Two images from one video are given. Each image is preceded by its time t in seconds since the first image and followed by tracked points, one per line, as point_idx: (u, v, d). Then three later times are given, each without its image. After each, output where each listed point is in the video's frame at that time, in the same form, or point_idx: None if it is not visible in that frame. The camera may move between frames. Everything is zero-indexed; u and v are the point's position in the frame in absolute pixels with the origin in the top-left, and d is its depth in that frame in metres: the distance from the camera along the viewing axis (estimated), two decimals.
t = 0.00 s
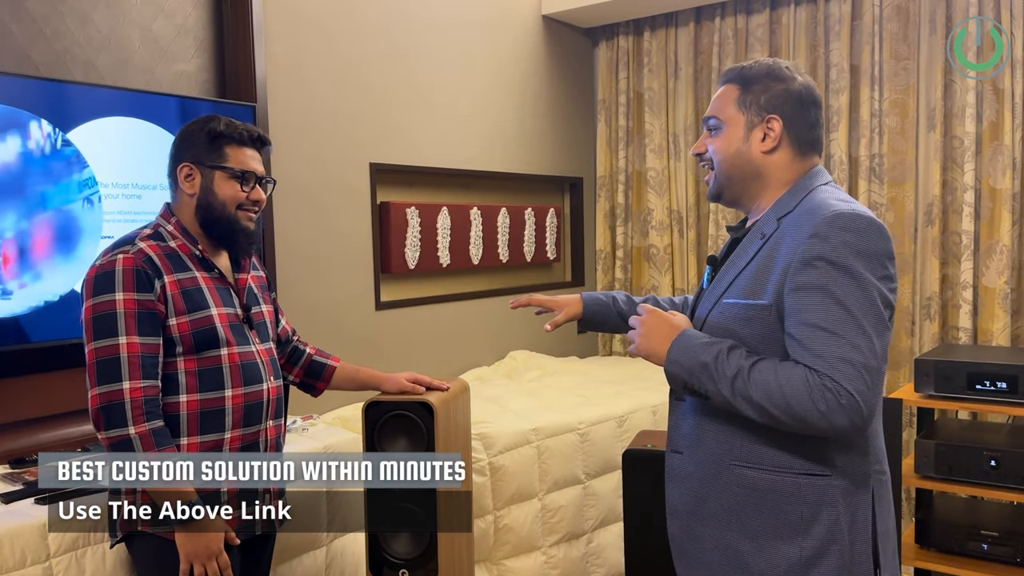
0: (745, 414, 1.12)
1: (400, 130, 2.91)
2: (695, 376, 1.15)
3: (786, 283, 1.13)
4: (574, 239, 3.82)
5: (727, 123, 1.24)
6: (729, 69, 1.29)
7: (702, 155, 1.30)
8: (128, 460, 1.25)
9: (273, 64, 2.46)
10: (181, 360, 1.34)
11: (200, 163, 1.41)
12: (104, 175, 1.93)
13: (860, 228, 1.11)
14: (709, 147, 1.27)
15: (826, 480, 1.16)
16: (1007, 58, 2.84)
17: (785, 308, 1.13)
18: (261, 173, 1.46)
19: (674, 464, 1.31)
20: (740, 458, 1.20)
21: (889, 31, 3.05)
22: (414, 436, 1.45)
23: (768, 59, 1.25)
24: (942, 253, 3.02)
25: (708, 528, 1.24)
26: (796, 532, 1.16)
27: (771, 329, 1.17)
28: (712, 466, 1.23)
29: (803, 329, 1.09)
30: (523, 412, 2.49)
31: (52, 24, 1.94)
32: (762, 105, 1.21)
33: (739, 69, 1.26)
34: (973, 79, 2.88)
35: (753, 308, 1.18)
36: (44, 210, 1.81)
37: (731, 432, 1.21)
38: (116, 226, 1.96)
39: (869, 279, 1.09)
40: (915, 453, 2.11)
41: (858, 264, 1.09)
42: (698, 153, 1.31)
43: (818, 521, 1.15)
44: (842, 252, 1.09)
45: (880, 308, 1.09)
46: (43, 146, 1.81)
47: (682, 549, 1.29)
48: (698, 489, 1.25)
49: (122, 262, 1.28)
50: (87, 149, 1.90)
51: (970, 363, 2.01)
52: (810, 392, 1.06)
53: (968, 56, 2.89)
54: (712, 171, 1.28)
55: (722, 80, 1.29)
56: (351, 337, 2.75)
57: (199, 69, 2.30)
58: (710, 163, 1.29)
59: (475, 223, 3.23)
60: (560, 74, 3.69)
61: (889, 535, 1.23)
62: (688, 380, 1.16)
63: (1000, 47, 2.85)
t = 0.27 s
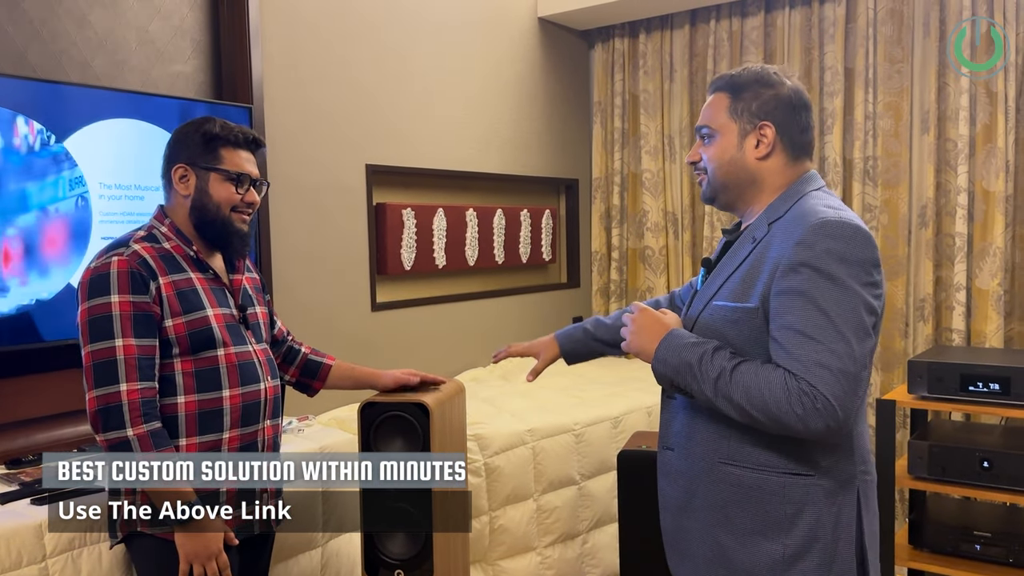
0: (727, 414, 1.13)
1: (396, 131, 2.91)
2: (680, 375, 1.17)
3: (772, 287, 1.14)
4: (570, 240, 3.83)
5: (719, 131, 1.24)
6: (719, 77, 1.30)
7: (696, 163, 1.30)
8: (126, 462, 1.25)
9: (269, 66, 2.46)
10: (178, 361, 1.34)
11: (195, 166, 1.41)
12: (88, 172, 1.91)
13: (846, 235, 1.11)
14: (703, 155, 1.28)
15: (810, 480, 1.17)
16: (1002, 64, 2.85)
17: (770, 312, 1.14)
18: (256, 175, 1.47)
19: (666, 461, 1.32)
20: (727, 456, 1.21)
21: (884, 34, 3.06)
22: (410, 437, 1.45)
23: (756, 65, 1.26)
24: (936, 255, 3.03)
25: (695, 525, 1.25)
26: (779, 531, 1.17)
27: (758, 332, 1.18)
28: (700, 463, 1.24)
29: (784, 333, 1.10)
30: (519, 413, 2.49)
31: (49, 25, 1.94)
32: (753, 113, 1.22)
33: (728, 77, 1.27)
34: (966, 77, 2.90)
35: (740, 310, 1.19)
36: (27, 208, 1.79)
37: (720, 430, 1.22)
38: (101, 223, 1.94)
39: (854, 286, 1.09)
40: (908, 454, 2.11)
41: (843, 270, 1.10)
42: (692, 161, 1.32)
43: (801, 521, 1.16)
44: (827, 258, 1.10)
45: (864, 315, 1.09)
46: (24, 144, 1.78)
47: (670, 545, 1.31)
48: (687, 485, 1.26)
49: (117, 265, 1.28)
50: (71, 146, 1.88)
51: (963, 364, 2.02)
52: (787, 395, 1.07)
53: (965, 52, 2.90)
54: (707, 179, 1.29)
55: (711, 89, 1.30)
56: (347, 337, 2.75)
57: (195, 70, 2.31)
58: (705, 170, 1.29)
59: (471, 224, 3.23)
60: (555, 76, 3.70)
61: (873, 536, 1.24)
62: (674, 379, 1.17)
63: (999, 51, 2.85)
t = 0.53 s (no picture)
0: (706, 411, 1.16)
1: (395, 132, 2.92)
2: (662, 374, 1.21)
3: (749, 287, 1.16)
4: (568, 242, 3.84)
5: (709, 135, 1.25)
6: (707, 81, 1.30)
7: (688, 167, 1.31)
8: (133, 462, 1.25)
9: (269, 66, 2.47)
10: (182, 360, 1.35)
11: (194, 165, 1.41)
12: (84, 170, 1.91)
13: (819, 234, 1.11)
14: (694, 159, 1.29)
15: (794, 476, 1.18)
16: (999, 68, 2.86)
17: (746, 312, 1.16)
18: (254, 175, 1.48)
19: (660, 457, 1.34)
20: (714, 452, 1.23)
21: (882, 36, 3.08)
22: (410, 437, 1.46)
23: (743, 69, 1.27)
24: (934, 256, 3.04)
25: (686, 520, 1.27)
26: (764, 526, 1.19)
27: (740, 331, 1.20)
28: (690, 459, 1.26)
29: (757, 332, 1.12)
30: (518, 413, 2.50)
31: (50, 26, 1.94)
32: (742, 117, 1.23)
33: (715, 81, 1.28)
34: (963, 76, 2.91)
35: (722, 311, 1.21)
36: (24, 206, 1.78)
37: (709, 427, 1.24)
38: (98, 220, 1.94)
39: (826, 286, 1.10)
40: (906, 455, 2.12)
41: (815, 271, 1.10)
42: (684, 165, 1.33)
43: (785, 517, 1.17)
44: (798, 260, 1.11)
45: (837, 314, 1.09)
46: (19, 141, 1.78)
47: (665, 540, 1.33)
48: (678, 481, 1.29)
49: (119, 266, 1.29)
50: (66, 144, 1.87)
51: (960, 365, 2.03)
52: (757, 393, 1.09)
53: (964, 51, 2.91)
54: (699, 183, 1.30)
55: (700, 93, 1.31)
56: (347, 338, 2.76)
57: (196, 71, 2.31)
58: (697, 174, 1.30)
59: (470, 224, 3.24)
60: (555, 77, 3.71)
61: (866, 533, 1.23)
62: (656, 377, 1.21)
63: (997, 54, 2.86)
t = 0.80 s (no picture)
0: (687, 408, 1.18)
1: (394, 132, 2.92)
2: (647, 372, 1.22)
3: (730, 287, 1.17)
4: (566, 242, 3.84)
5: (705, 133, 1.26)
6: (704, 79, 1.30)
7: (682, 164, 1.32)
8: (135, 461, 1.26)
9: (269, 66, 2.47)
10: (184, 360, 1.35)
11: (194, 164, 1.42)
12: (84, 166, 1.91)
13: (797, 233, 1.11)
14: (689, 156, 1.29)
15: (775, 473, 1.19)
16: (997, 70, 2.87)
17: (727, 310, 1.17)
18: (253, 172, 1.48)
19: (650, 453, 1.36)
20: (699, 449, 1.25)
21: (879, 37, 3.08)
22: (409, 436, 1.46)
23: (739, 68, 1.28)
24: (931, 257, 3.05)
25: (673, 515, 1.29)
26: (746, 522, 1.20)
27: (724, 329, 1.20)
28: (677, 455, 1.28)
29: (734, 330, 1.13)
30: (516, 413, 2.50)
31: (50, 26, 1.95)
32: (738, 115, 1.23)
33: (714, 79, 1.28)
34: (960, 75, 2.92)
35: (705, 309, 1.22)
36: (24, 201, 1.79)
37: (695, 424, 1.26)
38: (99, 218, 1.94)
39: (803, 285, 1.10)
40: (903, 455, 2.13)
41: (792, 270, 1.10)
42: (679, 162, 1.33)
43: (766, 513, 1.19)
44: (775, 259, 1.11)
45: (813, 313, 1.09)
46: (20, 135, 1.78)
47: (654, 534, 1.35)
48: (666, 476, 1.30)
49: (121, 265, 1.29)
50: (67, 139, 1.88)
51: (958, 366, 2.04)
52: (732, 391, 1.10)
53: (963, 49, 2.92)
54: (694, 180, 1.31)
55: (696, 91, 1.31)
56: (346, 337, 2.76)
57: (195, 71, 2.32)
58: (692, 172, 1.31)
59: (469, 224, 3.25)
60: (554, 77, 3.72)
61: (853, 532, 1.23)
62: (642, 375, 1.23)
63: (995, 57, 2.87)
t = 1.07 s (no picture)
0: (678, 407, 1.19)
1: (394, 132, 2.93)
2: (640, 371, 1.24)
3: (721, 288, 1.17)
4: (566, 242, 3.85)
5: (695, 139, 1.27)
6: (689, 86, 1.31)
7: (679, 172, 1.33)
8: (134, 459, 1.26)
9: (269, 66, 2.48)
10: (184, 359, 1.35)
11: (195, 163, 1.42)
12: (84, 165, 1.91)
13: (786, 235, 1.12)
14: (684, 164, 1.30)
15: (766, 473, 1.20)
16: (996, 71, 2.87)
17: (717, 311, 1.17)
18: (255, 170, 1.49)
19: (647, 450, 1.37)
20: (692, 448, 1.25)
21: (879, 37, 3.09)
22: (409, 435, 1.47)
23: (723, 71, 1.28)
24: (930, 257, 3.06)
25: (668, 512, 1.30)
26: (738, 520, 1.21)
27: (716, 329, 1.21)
28: (670, 453, 1.29)
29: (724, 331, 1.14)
30: (516, 412, 2.51)
31: (51, 25, 1.95)
32: (724, 119, 1.24)
33: (696, 86, 1.29)
34: (958, 74, 2.92)
35: (697, 309, 1.23)
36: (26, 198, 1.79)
37: (689, 423, 1.26)
38: (99, 217, 1.94)
39: (792, 287, 1.10)
40: (902, 454, 2.13)
41: (781, 272, 1.11)
42: (675, 170, 1.34)
43: (757, 512, 1.20)
44: (765, 261, 1.11)
45: (802, 314, 1.10)
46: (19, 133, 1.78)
47: (651, 530, 1.36)
48: (662, 474, 1.31)
49: (123, 264, 1.29)
50: (66, 138, 1.87)
51: (957, 365, 2.04)
52: (720, 391, 1.12)
53: (962, 47, 2.92)
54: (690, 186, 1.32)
55: (684, 98, 1.32)
56: (346, 337, 2.77)
57: (196, 70, 2.32)
58: (688, 178, 1.32)
59: (469, 224, 3.25)
60: (554, 77, 3.72)
61: (846, 531, 1.23)
62: (635, 375, 1.25)
63: (993, 59, 2.88)
